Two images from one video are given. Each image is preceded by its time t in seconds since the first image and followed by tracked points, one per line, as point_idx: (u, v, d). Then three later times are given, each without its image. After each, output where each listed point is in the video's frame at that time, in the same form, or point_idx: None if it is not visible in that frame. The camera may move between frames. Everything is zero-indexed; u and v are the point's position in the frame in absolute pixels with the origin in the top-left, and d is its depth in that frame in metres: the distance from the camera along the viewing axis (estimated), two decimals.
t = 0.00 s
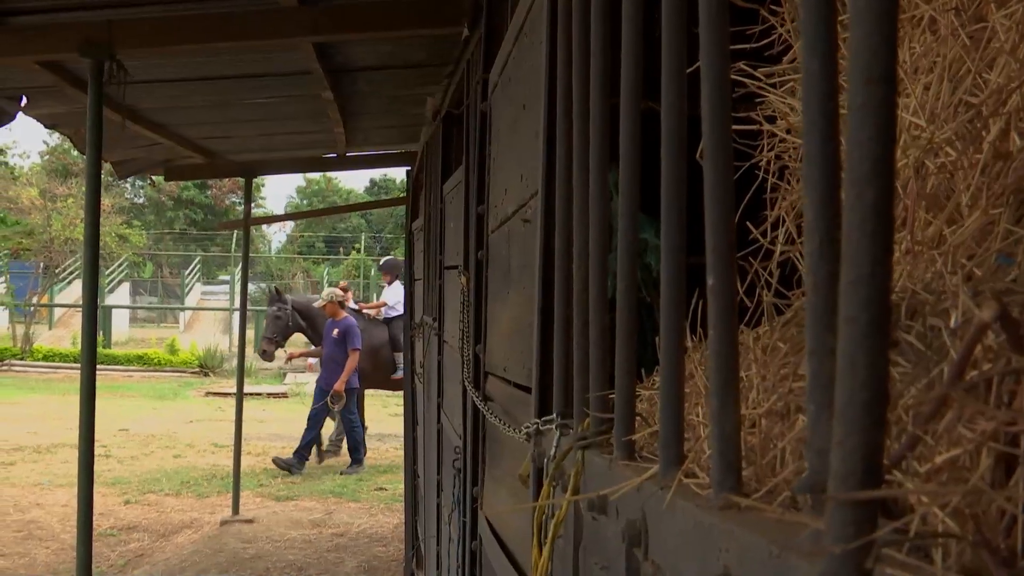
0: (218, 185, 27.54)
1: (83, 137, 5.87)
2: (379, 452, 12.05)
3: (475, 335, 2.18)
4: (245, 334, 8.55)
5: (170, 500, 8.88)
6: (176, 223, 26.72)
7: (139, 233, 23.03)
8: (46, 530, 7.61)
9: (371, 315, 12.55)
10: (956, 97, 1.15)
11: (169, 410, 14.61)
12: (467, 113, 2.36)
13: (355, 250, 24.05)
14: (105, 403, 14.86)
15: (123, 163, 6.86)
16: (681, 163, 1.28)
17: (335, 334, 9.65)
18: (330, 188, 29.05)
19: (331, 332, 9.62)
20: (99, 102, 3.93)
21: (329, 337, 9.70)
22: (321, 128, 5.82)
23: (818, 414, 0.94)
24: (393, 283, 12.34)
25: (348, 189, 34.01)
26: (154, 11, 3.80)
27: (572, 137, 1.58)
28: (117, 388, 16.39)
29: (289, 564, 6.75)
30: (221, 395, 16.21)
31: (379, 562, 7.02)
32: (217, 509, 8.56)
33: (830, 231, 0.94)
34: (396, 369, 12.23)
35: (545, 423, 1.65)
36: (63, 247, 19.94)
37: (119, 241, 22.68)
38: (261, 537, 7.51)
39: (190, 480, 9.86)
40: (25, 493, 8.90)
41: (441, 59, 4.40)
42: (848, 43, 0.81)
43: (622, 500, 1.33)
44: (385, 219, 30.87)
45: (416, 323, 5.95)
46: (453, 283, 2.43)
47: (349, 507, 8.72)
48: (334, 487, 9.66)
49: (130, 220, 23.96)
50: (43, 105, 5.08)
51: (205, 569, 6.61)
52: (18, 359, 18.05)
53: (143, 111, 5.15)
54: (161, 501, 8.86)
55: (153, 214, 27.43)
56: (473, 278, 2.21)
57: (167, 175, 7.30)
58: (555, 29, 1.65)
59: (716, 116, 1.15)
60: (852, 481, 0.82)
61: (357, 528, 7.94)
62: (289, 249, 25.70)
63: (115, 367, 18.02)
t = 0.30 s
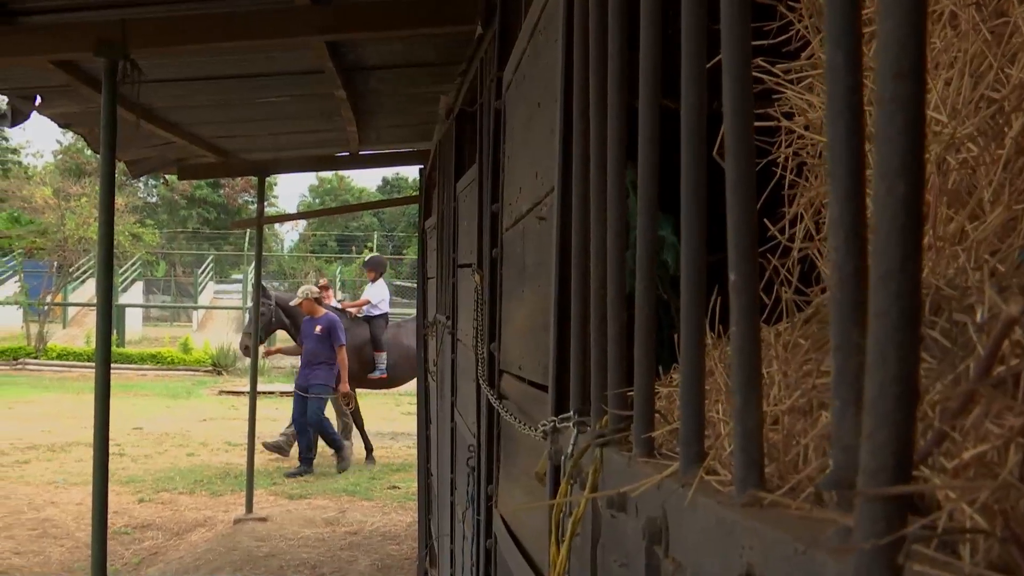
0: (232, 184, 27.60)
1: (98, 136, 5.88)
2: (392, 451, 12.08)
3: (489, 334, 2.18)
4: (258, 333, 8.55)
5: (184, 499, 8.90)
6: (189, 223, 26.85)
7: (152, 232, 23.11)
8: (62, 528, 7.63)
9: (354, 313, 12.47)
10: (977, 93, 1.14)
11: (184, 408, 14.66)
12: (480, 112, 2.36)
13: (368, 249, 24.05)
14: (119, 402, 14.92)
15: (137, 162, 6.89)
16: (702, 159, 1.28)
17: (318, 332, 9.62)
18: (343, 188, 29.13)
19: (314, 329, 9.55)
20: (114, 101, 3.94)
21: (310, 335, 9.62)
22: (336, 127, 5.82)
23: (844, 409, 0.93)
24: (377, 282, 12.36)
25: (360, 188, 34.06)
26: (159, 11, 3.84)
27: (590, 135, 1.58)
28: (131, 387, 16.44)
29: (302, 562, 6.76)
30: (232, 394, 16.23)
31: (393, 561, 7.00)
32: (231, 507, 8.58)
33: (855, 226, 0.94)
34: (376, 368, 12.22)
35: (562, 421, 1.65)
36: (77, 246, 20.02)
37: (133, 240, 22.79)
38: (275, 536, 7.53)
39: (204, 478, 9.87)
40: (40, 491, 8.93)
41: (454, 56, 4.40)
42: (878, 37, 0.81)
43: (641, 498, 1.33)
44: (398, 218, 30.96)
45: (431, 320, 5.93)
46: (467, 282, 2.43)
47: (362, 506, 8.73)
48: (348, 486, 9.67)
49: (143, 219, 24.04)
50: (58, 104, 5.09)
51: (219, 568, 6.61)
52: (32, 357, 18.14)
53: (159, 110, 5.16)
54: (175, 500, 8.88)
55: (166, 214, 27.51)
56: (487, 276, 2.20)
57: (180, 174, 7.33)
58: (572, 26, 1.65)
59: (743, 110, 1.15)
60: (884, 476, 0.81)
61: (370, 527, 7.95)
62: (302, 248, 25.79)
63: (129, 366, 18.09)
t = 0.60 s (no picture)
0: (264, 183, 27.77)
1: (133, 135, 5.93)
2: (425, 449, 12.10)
3: (524, 331, 2.18)
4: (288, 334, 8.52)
5: (219, 497, 8.96)
6: (221, 223, 27.10)
7: (186, 233, 23.29)
8: (100, 525, 7.70)
9: (359, 312, 12.40)
10: None
11: (218, 407, 14.78)
12: (513, 110, 2.36)
13: (398, 248, 24.10)
14: (153, 400, 15.06)
15: (171, 161, 6.94)
16: (746, 155, 1.27)
17: (324, 333, 9.46)
18: (374, 188, 29.30)
19: (320, 332, 9.40)
20: (148, 101, 3.96)
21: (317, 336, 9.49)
22: (367, 126, 5.83)
23: (898, 404, 0.92)
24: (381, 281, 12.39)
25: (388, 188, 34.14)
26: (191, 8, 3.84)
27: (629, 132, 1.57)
28: (165, 386, 16.58)
29: (336, 561, 6.77)
30: (262, 393, 16.31)
31: (426, 559, 6.99)
32: (264, 505, 8.63)
33: (909, 222, 0.93)
34: (381, 369, 12.16)
35: (601, 418, 1.65)
36: (110, 246, 20.19)
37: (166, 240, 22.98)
38: (309, 534, 7.56)
39: (238, 477, 9.93)
40: (76, 489, 9.00)
41: (486, 55, 4.40)
42: (937, 28, 0.80)
43: (686, 496, 1.33)
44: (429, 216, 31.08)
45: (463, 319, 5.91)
46: (501, 280, 2.43)
47: (395, 504, 8.75)
48: (380, 484, 9.69)
49: (176, 219, 24.27)
50: (92, 104, 5.14)
51: (254, 566, 6.64)
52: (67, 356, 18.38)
53: (192, 109, 5.19)
54: (210, 497, 8.94)
55: (197, 213, 27.72)
56: (522, 275, 2.20)
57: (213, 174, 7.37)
58: (610, 24, 1.65)
59: (790, 104, 1.13)
60: (947, 471, 0.80)
61: (403, 526, 7.95)
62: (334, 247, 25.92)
63: (163, 365, 18.28)
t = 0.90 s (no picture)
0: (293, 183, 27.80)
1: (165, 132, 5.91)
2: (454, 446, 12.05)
3: (558, 328, 2.18)
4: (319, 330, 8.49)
5: (250, 493, 8.98)
6: (251, 220, 27.31)
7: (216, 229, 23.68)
8: (136, 519, 7.68)
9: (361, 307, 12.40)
10: None
11: (248, 403, 14.85)
12: (546, 107, 2.36)
13: (427, 245, 24.03)
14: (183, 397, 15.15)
15: (204, 158, 6.92)
16: (796, 149, 1.25)
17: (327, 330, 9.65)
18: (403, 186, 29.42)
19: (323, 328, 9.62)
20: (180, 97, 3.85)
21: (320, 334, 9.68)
22: (395, 123, 5.77)
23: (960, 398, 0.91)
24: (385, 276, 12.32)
25: (416, 187, 34.14)
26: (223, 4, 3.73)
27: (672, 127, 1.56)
28: (195, 383, 16.63)
29: (366, 555, 6.67)
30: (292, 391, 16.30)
31: (455, 556, 6.84)
32: (295, 501, 8.61)
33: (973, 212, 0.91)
34: (384, 365, 12.04)
35: (640, 414, 1.66)
36: (142, 244, 20.44)
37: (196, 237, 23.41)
38: (339, 529, 7.43)
39: (269, 472, 9.98)
40: (108, 485, 8.93)
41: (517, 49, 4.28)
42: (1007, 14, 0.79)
43: (733, 491, 1.32)
44: (457, 213, 31.09)
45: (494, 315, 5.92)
46: (533, 276, 2.43)
47: (425, 501, 8.67)
48: (410, 481, 9.64)
49: (206, 217, 24.51)
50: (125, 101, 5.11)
51: (284, 561, 6.45)
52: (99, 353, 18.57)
53: (223, 107, 5.16)
54: (241, 493, 8.96)
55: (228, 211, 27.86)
56: (555, 272, 2.20)
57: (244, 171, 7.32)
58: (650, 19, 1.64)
59: (842, 96, 1.12)
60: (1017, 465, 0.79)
61: (433, 522, 7.84)
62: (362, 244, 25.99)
63: (194, 362, 18.45)
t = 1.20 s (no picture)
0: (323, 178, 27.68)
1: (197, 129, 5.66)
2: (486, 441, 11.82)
3: (595, 321, 2.19)
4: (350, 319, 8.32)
5: (284, 487, 8.91)
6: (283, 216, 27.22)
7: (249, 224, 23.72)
8: (172, 508, 7.57)
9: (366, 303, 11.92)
10: None
11: (281, 399, 14.77)
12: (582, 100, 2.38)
13: (458, 240, 23.68)
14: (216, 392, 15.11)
15: (237, 154, 6.66)
16: (850, 138, 1.25)
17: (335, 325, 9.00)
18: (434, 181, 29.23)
19: (334, 323, 8.97)
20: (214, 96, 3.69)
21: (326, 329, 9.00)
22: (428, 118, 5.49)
23: None
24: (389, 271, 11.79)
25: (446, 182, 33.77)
26: None
27: (719, 117, 1.56)
28: (228, 380, 16.58)
29: (400, 549, 6.44)
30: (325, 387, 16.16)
31: (489, 550, 6.59)
32: (328, 495, 8.49)
33: None
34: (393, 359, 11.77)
35: (684, 406, 1.66)
36: (176, 240, 20.76)
37: (231, 233, 23.52)
38: (372, 523, 7.26)
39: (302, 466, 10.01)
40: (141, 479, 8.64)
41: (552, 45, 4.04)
42: None
43: (785, 482, 1.32)
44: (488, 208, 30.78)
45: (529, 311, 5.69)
46: (567, 269, 2.45)
47: (458, 495, 8.45)
48: (442, 475, 9.43)
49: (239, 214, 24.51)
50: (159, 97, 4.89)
51: (317, 555, 6.30)
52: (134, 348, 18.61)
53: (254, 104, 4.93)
54: (275, 488, 8.89)
55: (260, 206, 27.84)
56: (592, 265, 2.21)
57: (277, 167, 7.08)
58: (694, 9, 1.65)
59: (899, 88, 1.11)
60: None
61: (466, 516, 7.59)
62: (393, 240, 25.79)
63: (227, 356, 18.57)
